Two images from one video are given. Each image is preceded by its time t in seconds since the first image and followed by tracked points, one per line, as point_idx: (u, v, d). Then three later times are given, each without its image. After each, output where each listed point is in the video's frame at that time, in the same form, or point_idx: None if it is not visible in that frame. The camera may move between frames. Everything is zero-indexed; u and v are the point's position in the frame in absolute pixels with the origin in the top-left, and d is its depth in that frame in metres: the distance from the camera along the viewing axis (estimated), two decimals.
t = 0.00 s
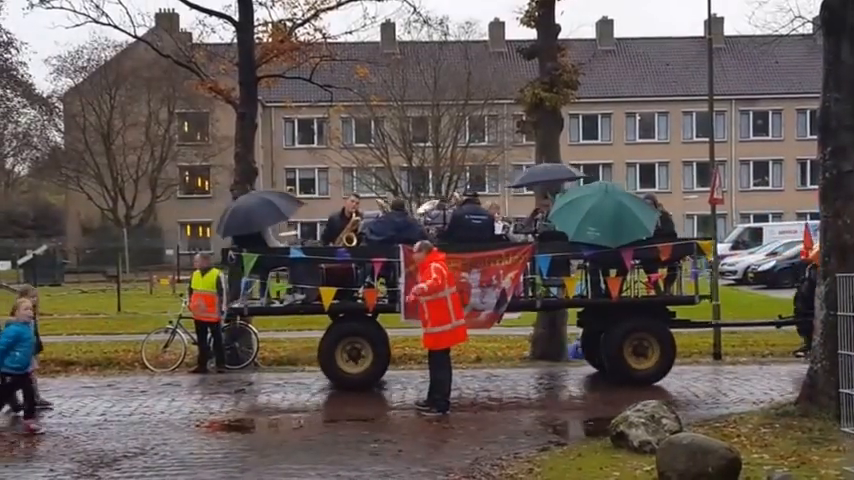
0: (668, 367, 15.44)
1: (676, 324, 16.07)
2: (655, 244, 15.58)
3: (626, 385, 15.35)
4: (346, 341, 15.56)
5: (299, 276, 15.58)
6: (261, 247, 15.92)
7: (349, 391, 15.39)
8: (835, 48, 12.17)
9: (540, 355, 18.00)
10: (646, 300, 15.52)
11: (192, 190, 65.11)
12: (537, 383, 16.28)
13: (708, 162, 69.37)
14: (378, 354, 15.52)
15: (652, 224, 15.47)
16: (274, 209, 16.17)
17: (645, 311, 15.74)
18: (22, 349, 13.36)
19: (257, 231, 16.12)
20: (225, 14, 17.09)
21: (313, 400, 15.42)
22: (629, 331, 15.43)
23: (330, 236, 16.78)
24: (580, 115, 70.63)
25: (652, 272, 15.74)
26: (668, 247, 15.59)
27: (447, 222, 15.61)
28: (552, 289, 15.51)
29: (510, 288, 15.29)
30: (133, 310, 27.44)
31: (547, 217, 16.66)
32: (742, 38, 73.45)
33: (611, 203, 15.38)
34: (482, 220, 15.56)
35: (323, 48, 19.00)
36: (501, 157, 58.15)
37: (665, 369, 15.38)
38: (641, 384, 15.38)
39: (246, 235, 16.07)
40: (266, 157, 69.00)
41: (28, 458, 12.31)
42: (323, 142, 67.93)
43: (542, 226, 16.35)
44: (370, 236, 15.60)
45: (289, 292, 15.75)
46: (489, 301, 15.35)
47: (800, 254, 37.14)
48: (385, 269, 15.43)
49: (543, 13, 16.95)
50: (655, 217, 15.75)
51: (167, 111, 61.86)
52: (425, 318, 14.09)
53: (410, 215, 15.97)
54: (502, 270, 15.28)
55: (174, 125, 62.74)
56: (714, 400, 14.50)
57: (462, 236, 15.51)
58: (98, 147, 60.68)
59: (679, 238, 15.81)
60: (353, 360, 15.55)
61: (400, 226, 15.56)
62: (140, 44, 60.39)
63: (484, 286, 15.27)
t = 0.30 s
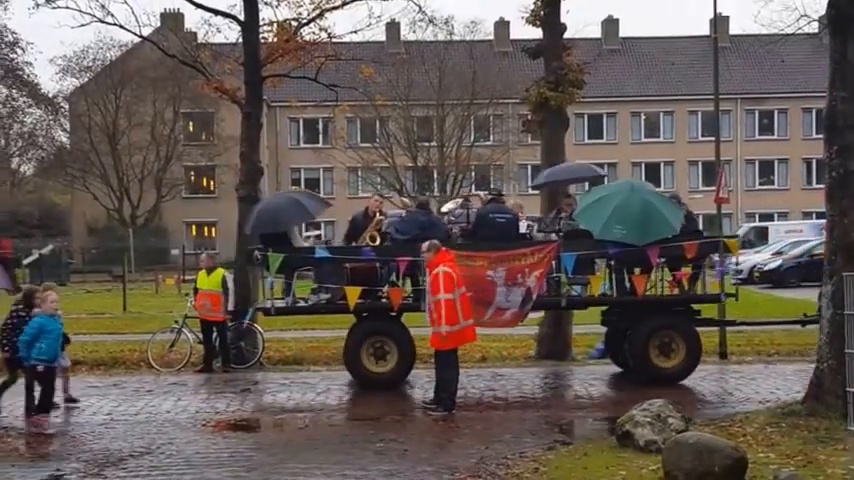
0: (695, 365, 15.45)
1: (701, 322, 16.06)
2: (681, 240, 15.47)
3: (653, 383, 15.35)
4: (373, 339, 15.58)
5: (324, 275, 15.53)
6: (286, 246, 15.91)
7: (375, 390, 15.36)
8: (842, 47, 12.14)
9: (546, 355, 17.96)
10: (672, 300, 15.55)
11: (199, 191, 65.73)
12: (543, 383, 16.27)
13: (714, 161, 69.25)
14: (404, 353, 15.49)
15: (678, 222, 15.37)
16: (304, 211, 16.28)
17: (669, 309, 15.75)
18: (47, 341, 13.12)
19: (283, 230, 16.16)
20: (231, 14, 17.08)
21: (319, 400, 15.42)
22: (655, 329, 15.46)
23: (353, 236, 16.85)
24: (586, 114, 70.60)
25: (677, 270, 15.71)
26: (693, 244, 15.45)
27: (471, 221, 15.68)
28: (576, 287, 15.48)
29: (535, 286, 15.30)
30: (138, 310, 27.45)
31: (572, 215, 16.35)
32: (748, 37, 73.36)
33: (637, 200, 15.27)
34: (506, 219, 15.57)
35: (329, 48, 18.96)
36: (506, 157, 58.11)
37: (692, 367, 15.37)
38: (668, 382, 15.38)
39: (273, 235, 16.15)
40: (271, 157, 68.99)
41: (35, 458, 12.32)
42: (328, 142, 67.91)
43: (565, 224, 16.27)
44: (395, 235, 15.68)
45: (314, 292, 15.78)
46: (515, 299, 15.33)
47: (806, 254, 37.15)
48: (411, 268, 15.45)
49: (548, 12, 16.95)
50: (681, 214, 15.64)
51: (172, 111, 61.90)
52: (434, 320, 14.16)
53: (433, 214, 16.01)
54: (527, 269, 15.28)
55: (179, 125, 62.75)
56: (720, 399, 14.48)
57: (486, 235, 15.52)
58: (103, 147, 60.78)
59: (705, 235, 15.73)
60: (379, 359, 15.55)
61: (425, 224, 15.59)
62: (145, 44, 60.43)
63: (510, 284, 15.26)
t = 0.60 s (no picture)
0: (724, 364, 15.42)
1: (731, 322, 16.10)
2: (711, 241, 15.46)
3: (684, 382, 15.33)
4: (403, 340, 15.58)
5: (353, 275, 15.50)
6: (316, 247, 15.93)
7: (405, 389, 15.33)
8: None
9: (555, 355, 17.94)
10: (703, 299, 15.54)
11: (209, 190, 65.93)
12: (553, 383, 16.27)
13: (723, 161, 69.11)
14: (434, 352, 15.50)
15: (708, 220, 15.34)
16: (333, 210, 16.32)
17: (703, 308, 15.77)
18: (81, 345, 13.22)
19: (312, 230, 16.10)
20: (240, 14, 17.07)
21: (328, 400, 15.43)
22: (684, 327, 15.47)
23: (379, 234, 16.62)
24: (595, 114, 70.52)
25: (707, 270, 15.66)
26: (724, 244, 15.44)
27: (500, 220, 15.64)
28: (605, 287, 15.54)
29: (566, 287, 15.30)
30: (147, 310, 27.48)
31: (600, 215, 16.38)
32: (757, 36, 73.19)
33: (667, 199, 15.27)
34: (535, 217, 15.52)
35: (338, 48, 18.95)
36: (516, 157, 58.15)
37: (722, 366, 15.34)
38: (698, 381, 15.35)
39: (303, 235, 16.12)
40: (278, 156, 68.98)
41: (45, 457, 12.35)
42: (336, 142, 67.92)
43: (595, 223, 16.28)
44: (424, 235, 15.47)
45: (343, 292, 15.72)
46: (544, 299, 15.37)
47: (816, 253, 37.21)
48: (441, 268, 15.26)
49: (557, 11, 16.94)
50: (711, 213, 15.63)
51: (180, 110, 61.96)
52: (452, 318, 13.80)
53: (464, 213, 15.86)
54: (558, 269, 15.27)
55: (187, 124, 62.78)
56: (729, 399, 14.46)
57: (516, 235, 15.44)
58: (111, 146, 60.89)
59: (736, 235, 15.69)
60: (409, 359, 15.53)
61: (455, 224, 15.40)
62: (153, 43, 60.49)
63: (540, 284, 15.27)
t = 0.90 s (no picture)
0: (758, 364, 15.32)
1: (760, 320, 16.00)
2: (746, 239, 15.35)
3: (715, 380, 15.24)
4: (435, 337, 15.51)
5: (384, 274, 15.44)
6: (347, 245, 15.90)
7: (436, 388, 15.33)
8: None
9: (566, 354, 17.90)
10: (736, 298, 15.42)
11: (219, 190, 65.95)
12: (565, 382, 16.27)
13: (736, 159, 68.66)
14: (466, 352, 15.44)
15: (742, 220, 15.23)
16: (363, 208, 16.45)
17: (735, 307, 15.70)
18: (114, 341, 13.44)
19: (343, 229, 16.05)
20: (252, 14, 17.12)
21: (339, 399, 15.44)
22: (718, 326, 15.38)
23: (408, 234, 16.40)
24: (606, 113, 70.30)
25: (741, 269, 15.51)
26: (758, 243, 15.35)
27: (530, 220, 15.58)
28: (637, 285, 15.41)
29: (598, 286, 15.23)
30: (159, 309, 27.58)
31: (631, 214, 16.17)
32: (770, 34, 72.84)
33: (700, 199, 15.16)
34: (566, 215, 15.34)
35: (349, 47, 18.97)
36: (527, 156, 58.10)
37: (755, 366, 15.24)
38: (730, 380, 15.25)
39: (334, 235, 16.06)
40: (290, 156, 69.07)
41: (60, 454, 12.42)
42: (347, 142, 67.99)
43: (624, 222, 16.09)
44: (454, 234, 15.28)
45: (374, 290, 15.61)
46: (577, 298, 15.31)
47: (829, 253, 37.02)
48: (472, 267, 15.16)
49: (568, 10, 16.92)
50: (746, 211, 15.48)
51: (192, 111, 62.21)
52: (481, 317, 13.51)
53: (495, 212, 15.54)
54: (590, 268, 15.21)
55: (200, 125, 63.03)
56: (740, 398, 14.39)
57: (547, 234, 15.34)
58: (124, 147, 61.21)
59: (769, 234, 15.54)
60: (440, 358, 15.49)
61: (487, 222, 15.22)
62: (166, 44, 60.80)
63: (572, 283, 15.21)
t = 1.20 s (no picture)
0: (794, 362, 15.21)
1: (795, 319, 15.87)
2: (783, 237, 15.18)
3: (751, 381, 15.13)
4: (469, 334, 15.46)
5: (418, 272, 15.49)
6: (381, 242, 15.92)
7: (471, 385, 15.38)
8: None
9: (580, 353, 17.85)
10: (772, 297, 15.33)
11: (233, 190, 65.98)
12: (579, 380, 16.23)
13: (751, 157, 68.27)
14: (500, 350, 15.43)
15: (779, 217, 15.07)
16: (399, 208, 16.28)
17: (770, 304, 15.57)
18: (147, 339, 13.42)
19: (377, 228, 16.09)
20: (267, 14, 17.16)
21: (353, 398, 15.47)
22: (754, 325, 15.27)
23: (441, 232, 16.28)
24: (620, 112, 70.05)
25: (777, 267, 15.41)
26: (795, 241, 15.18)
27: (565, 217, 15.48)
28: (671, 284, 15.30)
29: (634, 284, 15.16)
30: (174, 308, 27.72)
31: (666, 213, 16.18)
32: (786, 31, 72.35)
33: (737, 197, 15.01)
34: (600, 212, 15.30)
35: (363, 46, 18.99)
36: (540, 155, 58.09)
37: (792, 365, 15.15)
38: (766, 380, 15.15)
39: (370, 233, 16.10)
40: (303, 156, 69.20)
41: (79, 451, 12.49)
42: (361, 141, 68.12)
43: (660, 221, 16.05)
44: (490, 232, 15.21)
45: (407, 289, 15.65)
46: (612, 296, 15.26)
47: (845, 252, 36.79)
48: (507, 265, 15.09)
49: (583, 8, 16.88)
50: (783, 209, 15.30)
51: (206, 111, 62.48)
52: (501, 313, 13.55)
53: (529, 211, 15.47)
54: (626, 265, 15.14)
55: (214, 125, 63.36)
56: (755, 397, 14.32)
57: (582, 231, 15.28)
58: (139, 147, 61.55)
59: (806, 231, 15.35)
60: (473, 356, 15.49)
61: (521, 220, 15.13)
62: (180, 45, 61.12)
63: (607, 281, 15.14)
